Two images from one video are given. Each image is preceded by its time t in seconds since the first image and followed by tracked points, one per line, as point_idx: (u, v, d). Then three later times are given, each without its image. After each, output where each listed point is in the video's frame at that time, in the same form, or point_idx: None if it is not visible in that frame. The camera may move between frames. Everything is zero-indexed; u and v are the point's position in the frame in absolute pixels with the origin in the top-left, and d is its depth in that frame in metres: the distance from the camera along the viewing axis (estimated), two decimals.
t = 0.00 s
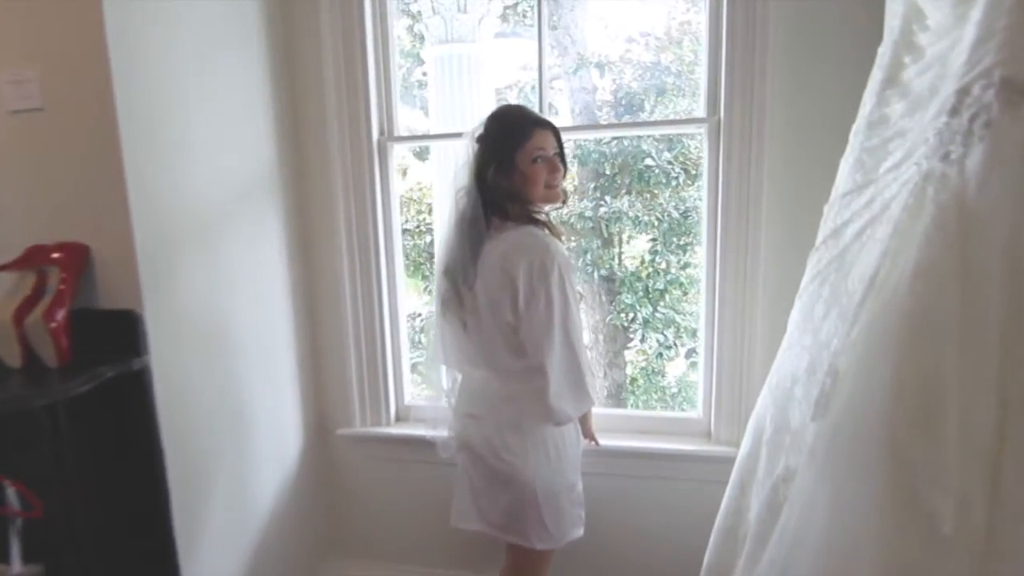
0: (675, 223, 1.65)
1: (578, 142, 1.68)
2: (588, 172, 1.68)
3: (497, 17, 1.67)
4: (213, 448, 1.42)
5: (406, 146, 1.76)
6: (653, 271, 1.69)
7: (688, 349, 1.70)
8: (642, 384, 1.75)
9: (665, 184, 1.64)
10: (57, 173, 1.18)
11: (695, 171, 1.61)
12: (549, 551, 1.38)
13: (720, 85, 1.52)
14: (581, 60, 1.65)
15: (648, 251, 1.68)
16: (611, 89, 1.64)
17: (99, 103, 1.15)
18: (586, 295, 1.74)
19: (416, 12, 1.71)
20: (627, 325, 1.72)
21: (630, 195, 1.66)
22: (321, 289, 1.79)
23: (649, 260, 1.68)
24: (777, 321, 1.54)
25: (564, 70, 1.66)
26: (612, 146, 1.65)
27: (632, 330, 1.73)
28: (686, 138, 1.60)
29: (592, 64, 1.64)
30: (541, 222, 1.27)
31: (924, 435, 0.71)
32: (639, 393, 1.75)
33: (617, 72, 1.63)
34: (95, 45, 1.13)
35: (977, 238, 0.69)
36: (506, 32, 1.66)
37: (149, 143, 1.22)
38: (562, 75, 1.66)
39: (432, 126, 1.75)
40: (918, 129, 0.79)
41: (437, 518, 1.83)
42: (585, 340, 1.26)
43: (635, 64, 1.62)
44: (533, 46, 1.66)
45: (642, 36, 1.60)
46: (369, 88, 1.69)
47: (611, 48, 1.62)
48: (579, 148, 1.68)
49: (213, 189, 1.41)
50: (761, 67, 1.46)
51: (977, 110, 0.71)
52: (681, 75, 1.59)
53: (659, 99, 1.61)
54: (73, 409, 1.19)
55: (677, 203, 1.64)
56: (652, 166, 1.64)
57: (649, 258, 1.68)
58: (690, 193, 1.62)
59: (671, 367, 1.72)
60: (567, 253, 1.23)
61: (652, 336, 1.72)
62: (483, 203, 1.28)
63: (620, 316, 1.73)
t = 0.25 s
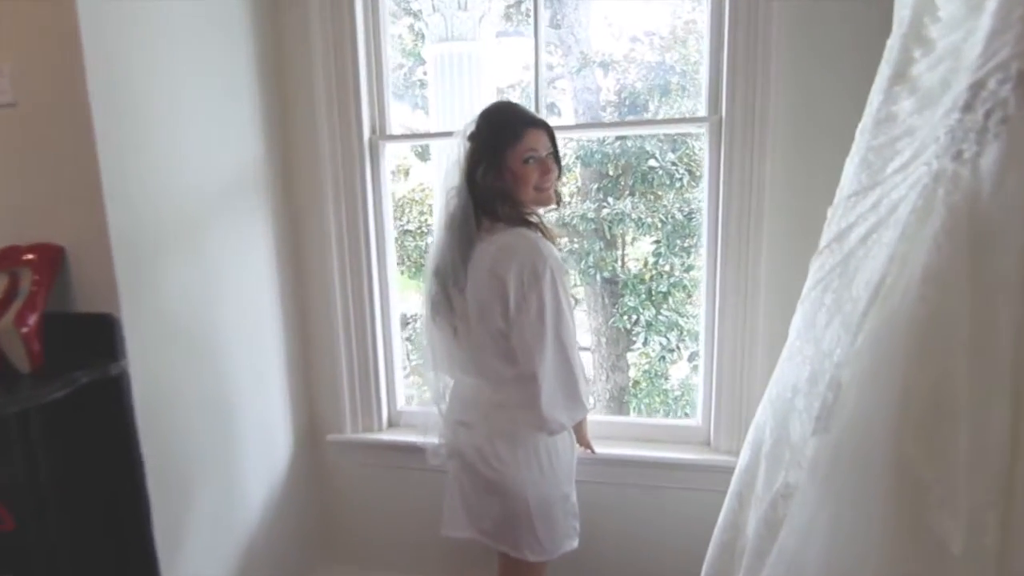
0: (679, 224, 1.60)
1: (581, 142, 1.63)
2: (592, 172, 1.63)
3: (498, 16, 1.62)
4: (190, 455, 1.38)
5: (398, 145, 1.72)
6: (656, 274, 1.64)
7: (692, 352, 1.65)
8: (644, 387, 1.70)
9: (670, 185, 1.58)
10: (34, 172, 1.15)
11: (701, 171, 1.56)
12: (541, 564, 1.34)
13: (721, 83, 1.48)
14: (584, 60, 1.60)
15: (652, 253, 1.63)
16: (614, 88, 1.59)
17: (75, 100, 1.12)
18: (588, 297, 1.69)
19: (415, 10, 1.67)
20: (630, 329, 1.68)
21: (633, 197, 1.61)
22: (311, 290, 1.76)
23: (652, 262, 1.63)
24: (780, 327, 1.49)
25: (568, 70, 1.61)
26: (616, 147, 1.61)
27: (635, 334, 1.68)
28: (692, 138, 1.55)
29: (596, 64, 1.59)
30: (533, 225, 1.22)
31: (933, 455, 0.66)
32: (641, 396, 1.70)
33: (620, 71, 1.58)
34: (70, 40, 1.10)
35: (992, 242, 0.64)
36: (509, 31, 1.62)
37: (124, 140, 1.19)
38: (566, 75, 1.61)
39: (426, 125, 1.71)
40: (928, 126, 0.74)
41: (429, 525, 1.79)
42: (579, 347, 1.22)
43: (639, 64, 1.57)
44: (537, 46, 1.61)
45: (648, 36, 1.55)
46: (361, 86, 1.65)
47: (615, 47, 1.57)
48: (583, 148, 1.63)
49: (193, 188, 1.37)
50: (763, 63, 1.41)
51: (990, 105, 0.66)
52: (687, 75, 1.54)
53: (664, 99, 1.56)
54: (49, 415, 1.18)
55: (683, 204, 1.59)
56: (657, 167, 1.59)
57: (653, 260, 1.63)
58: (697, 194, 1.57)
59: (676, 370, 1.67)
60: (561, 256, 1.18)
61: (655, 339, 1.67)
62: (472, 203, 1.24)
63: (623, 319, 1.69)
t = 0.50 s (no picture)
0: (680, 225, 1.55)
1: (581, 142, 1.58)
2: (592, 172, 1.58)
3: (497, 13, 1.57)
4: (176, 464, 1.34)
5: (389, 144, 1.68)
6: (657, 276, 1.59)
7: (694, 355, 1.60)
8: (643, 390, 1.65)
9: (671, 185, 1.54)
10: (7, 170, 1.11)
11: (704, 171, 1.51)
12: None
13: (721, 79, 1.43)
14: (584, 59, 1.54)
15: (652, 254, 1.58)
16: (614, 87, 1.54)
17: (48, 96, 1.07)
18: (587, 298, 1.64)
19: (413, 8, 1.61)
20: (630, 331, 1.63)
21: (633, 197, 1.57)
22: (300, 292, 1.72)
23: (653, 263, 1.58)
24: (782, 332, 1.44)
25: (569, 69, 1.56)
26: (616, 147, 1.56)
27: (634, 336, 1.63)
28: (694, 138, 1.50)
29: (597, 62, 1.54)
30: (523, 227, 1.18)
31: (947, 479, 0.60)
32: (641, 399, 1.66)
33: (620, 69, 1.53)
34: (42, 33, 1.05)
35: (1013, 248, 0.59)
36: (509, 30, 1.56)
37: (101, 137, 1.14)
38: (567, 75, 1.56)
39: (418, 122, 1.66)
40: (942, 121, 0.69)
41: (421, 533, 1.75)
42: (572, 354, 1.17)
43: (641, 63, 1.52)
44: (538, 45, 1.56)
45: (649, 33, 1.50)
46: (351, 83, 1.61)
47: (616, 45, 1.52)
48: (583, 148, 1.58)
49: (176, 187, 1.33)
50: (766, 58, 1.36)
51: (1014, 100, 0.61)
52: (688, 73, 1.49)
53: (665, 98, 1.51)
54: None
55: (685, 205, 1.54)
56: (658, 168, 1.54)
57: (654, 262, 1.58)
58: (699, 194, 1.52)
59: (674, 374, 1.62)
60: (552, 260, 1.13)
61: (655, 342, 1.62)
62: (460, 203, 1.19)
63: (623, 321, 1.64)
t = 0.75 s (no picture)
0: (681, 226, 1.51)
1: (580, 143, 1.54)
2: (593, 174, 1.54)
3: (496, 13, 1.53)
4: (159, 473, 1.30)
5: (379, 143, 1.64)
6: (657, 277, 1.55)
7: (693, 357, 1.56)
8: (643, 392, 1.61)
9: (671, 185, 1.49)
10: None
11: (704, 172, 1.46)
12: None
13: (719, 77, 1.39)
14: (584, 59, 1.50)
15: (652, 255, 1.54)
16: (614, 88, 1.50)
17: (21, 93, 1.03)
18: (587, 299, 1.60)
19: (412, 8, 1.57)
20: (629, 333, 1.59)
21: (633, 198, 1.52)
22: (289, 295, 1.68)
23: (653, 265, 1.54)
24: (783, 338, 1.39)
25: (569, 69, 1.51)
26: (616, 148, 1.51)
27: (633, 339, 1.59)
28: (694, 138, 1.46)
29: (596, 62, 1.50)
30: (514, 231, 1.14)
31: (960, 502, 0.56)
32: (640, 401, 1.62)
33: (620, 69, 1.49)
34: (14, 27, 1.01)
35: None
36: (509, 30, 1.52)
37: (77, 136, 1.10)
38: (567, 75, 1.52)
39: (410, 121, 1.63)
40: (955, 118, 0.65)
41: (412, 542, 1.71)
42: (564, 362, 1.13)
43: (641, 62, 1.47)
44: (538, 45, 1.52)
45: (649, 33, 1.46)
46: (341, 81, 1.57)
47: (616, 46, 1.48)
48: (583, 150, 1.54)
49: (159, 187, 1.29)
50: (768, 55, 1.31)
51: None
52: (688, 73, 1.45)
53: (666, 99, 1.47)
54: None
55: (687, 206, 1.50)
56: (657, 168, 1.50)
57: (654, 263, 1.54)
58: (699, 195, 1.48)
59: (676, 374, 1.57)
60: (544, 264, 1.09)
61: (655, 344, 1.58)
62: (450, 205, 1.15)
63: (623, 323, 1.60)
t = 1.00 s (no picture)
0: (680, 226, 1.47)
1: (579, 143, 1.50)
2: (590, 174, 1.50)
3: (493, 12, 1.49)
4: (139, 483, 1.26)
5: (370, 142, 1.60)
6: (655, 277, 1.50)
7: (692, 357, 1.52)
8: (643, 393, 1.57)
9: (669, 185, 1.45)
10: None
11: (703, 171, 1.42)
12: None
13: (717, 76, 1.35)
14: (582, 58, 1.46)
15: (651, 256, 1.50)
16: (613, 88, 1.45)
17: None
18: (586, 299, 1.56)
19: (409, 7, 1.53)
20: (627, 333, 1.54)
21: (631, 198, 1.48)
22: (278, 298, 1.64)
23: (652, 265, 1.50)
24: (784, 342, 1.35)
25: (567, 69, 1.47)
26: (615, 147, 1.47)
27: (632, 339, 1.55)
28: (693, 137, 1.42)
29: (595, 62, 1.45)
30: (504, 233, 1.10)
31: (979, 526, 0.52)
32: (639, 402, 1.57)
33: (620, 69, 1.45)
34: None
35: None
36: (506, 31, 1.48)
37: (51, 135, 1.06)
38: (566, 75, 1.48)
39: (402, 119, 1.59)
40: (970, 114, 0.60)
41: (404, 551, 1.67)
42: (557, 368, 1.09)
43: (640, 62, 1.43)
44: (535, 45, 1.48)
45: (647, 34, 1.42)
46: (330, 79, 1.53)
47: (614, 46, 1.44)
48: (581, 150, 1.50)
49: (140, 188, 1.25)
50: (768, 51, 1.27)
51: None
52: (686, 73, 1.41)
53: (665, 99, 1.43)
54: None
55: (684, 206, 1.45)
56: (655, 168, 1.46)
57: (652, 263, 1.50)
58: (699, 195, 1.44)
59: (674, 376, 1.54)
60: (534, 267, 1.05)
61: (653, 346, 1.54)
62: (438, 206, 1.11)
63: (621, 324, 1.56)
